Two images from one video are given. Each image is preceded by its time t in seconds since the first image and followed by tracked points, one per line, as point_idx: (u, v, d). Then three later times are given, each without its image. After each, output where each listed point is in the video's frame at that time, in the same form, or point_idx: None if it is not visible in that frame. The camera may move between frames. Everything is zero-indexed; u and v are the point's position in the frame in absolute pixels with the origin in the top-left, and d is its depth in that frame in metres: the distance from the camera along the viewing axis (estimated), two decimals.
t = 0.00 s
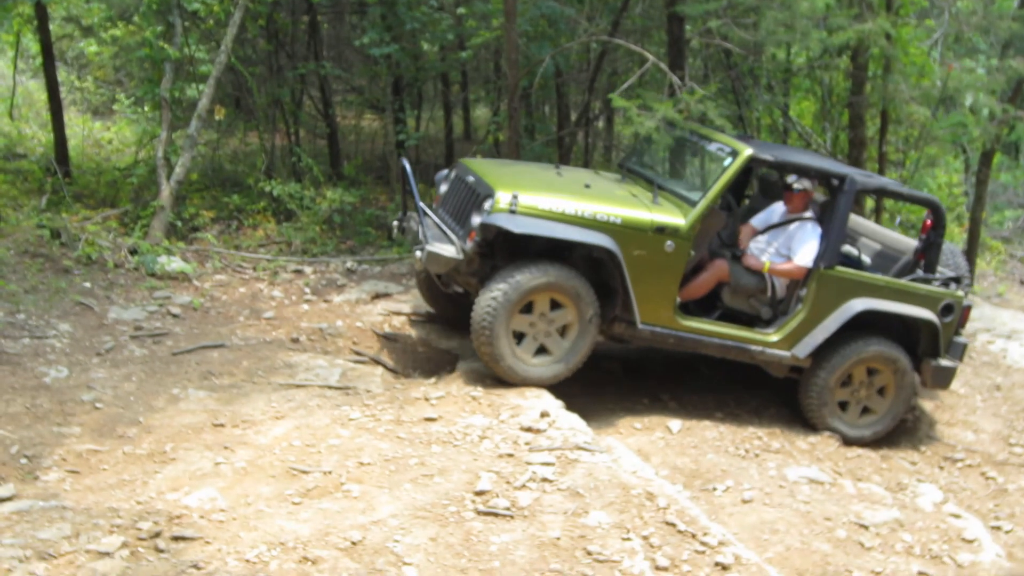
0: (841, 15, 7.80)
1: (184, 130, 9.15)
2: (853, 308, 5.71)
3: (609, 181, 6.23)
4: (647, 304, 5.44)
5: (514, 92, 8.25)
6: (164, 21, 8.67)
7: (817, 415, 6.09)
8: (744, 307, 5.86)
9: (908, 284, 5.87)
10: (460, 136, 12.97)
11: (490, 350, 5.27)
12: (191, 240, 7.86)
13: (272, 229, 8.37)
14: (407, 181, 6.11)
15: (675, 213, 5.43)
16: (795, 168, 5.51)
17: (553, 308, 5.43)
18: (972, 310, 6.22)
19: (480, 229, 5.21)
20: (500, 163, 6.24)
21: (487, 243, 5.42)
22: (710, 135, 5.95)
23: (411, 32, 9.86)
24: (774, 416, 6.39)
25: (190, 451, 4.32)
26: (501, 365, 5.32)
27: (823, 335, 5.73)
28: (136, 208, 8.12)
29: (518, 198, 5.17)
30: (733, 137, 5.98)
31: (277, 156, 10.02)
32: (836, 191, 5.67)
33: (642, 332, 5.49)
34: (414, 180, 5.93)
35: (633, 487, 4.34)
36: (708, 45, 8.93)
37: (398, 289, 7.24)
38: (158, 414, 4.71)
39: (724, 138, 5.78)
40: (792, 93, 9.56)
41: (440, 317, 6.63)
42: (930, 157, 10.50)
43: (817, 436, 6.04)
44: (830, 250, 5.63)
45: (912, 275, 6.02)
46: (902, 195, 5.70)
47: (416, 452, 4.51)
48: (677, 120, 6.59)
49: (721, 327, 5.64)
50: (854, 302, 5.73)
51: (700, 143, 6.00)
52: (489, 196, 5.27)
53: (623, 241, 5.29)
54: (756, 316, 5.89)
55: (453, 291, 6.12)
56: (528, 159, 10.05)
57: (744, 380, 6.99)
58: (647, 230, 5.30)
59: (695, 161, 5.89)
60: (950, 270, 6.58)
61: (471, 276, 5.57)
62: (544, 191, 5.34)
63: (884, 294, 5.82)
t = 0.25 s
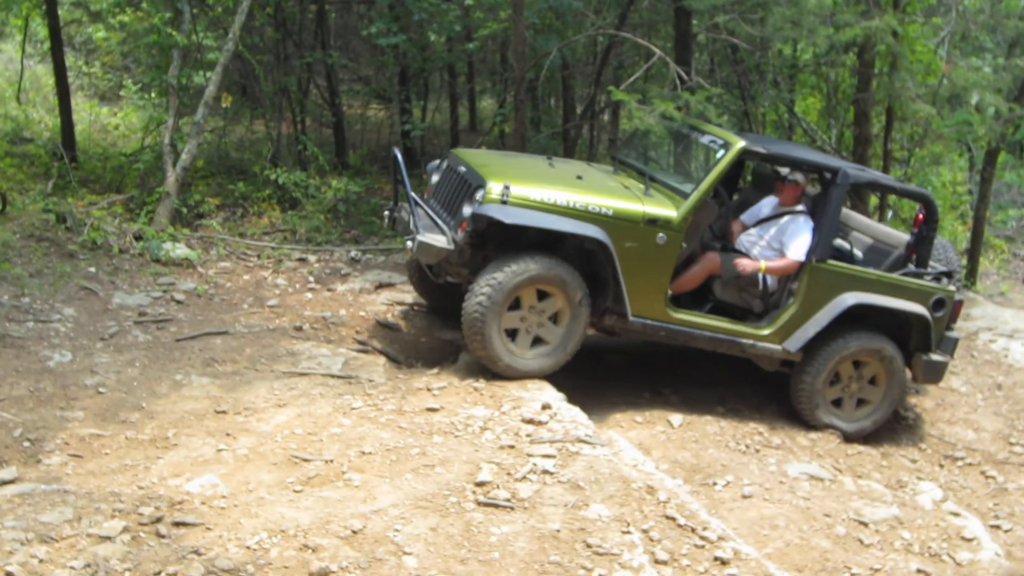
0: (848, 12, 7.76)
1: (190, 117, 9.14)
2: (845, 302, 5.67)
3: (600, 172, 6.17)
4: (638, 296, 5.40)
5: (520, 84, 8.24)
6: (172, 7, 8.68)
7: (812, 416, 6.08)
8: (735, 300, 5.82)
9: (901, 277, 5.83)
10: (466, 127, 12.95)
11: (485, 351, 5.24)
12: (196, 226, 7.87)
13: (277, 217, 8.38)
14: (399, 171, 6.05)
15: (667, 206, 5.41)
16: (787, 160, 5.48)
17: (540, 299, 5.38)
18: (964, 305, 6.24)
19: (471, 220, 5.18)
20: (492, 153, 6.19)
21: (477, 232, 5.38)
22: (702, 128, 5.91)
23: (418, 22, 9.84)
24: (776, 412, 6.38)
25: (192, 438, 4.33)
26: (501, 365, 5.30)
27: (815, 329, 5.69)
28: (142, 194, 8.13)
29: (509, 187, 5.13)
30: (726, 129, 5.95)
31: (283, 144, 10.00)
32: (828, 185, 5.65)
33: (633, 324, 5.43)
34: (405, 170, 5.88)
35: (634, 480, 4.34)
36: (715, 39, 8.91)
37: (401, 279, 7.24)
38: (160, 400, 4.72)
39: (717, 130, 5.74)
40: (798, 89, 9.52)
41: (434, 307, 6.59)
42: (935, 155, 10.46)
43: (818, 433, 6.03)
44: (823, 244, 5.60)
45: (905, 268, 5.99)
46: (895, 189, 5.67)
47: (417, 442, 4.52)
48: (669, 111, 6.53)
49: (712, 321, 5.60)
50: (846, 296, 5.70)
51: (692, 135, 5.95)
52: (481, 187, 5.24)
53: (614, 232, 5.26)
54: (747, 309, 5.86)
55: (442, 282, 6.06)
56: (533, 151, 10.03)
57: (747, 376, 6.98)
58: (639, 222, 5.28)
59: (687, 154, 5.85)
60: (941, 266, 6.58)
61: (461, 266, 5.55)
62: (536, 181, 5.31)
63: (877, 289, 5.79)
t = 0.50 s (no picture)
0: (854, 7, 7.67)
1: (196, 111, 9.15)
2: (841, 298, 5.65)
3: (595, 167, 6.13)
4: (633, 292, 5.38)
5: (526, 79, 8.22)
6: (179, 2, 8.68)
7: (813, 419, 6.06)
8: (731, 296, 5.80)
9: (896, 274, 5.81)
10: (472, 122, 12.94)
11: (484, 355, 5.23)
12: (202, 221, 7.88)
13: (283, 212, 8.38)
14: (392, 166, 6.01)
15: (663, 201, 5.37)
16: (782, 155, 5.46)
17: (531, 296, 5.34)
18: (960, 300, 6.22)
19: (466, 216, 5.16)
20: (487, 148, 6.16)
21: (472, 228, 5.37)
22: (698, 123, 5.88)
23: (424, 17, 9.82)
24: (781, 409, 6.36)
25: (197, 432, 4.34)
26: (504, 368, 5.30)
27: (811, 324, 5.67)
28: (148, 188, 8.13)
29: (504, 182, 5.11)
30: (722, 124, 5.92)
31: (289, 139, 9.98)
32: (824, 180, 5.62)
33: (628, 320, 5.42)
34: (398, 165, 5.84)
35: (639, 477, 4.33)
36: (722, 35, 8.88)
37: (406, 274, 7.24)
38: (166, 394, 4.73)
39: (712, 125, 5.73)
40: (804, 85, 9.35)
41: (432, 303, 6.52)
42: (941, 152, 10.40)
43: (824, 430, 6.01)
44: (819, 239, 5.57)
45: (900, 264, 5.99)
46: (891, 185, 5.64)
47: (422, 437, 4.52)
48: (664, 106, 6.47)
49: (707, 317, 5.58)
50: (841, 292, 5.67)
51: (688, 130, 5.91)
52: (475, 181, 5.21)
53: (609, 228, 5.24)
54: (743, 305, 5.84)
55: (437, 278, 6.02)
56: (538, 147, 10.00)
57: (752, 372, 6.96)
58: (634, 217, 5.25)
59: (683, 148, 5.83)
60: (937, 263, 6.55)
61: (456, 263, 5.54)
62: (531, 176, 5.29)
63: (872, 285, 5.76)
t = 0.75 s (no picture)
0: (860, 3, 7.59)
1: (202, 109, 9.15)
2: (838, 292, 5.62)
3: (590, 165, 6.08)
4: (629, 287, 5.34)
5: (531, 76, 8.20)
6: None
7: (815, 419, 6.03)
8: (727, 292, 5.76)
9: (891, 267, 5.77)
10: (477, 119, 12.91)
11: (489, 361, 5.23)
12: (207, 219, 7.88)
13: (288, 210, 8.39)
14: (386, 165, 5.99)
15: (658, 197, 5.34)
16: (777, 149, 5.44)
17: (523, 294, 5.32)
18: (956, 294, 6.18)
19: (461, 213, 5.14)
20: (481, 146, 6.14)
21: (467, 226, 5.36)
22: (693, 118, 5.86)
23: (429, 14, 9.79)
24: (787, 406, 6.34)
25: (204, 430, 4.34)
26: (508, 369, 5.30)
27: (808, 319, 5.62)
28: (154, 185, 8.14)
29: (499, 179, 5.09)
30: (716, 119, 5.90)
31: (294, 137, 9.97)
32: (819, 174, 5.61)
33: (625, 317, 5.38)
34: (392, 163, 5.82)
35: (645, 474, 4.32)
36: (727, 31, 8.86)
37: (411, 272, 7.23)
38: (172, 392, 4.73)
39: (707, 120, 5.71)
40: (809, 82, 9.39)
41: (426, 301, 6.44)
42: (947, 148, 10.34)
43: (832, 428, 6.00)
44: (815, 233, 5.54)
45: (895, 259, 5.97)
46: (885, 178, 5.64)
47: (428, 435, 4.51)
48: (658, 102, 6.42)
49: (704, 313, 5.53)
50: (838, 286, 5.64)
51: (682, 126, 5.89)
52: (469, 179, 5.20)
53: (604, 224, 5.20)
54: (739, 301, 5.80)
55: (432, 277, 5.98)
56: (542, 145, 9.96)
57: (758, 369, 6.93)
58: (629, 213, 5.21)
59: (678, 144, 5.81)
60: (932, 255, 6.53)
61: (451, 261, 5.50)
62: (526, 173, 5.26)
63: (869, 279, 5.74)
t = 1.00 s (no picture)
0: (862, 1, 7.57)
1: (205, 110, 9.16)
2: (828, 287, 5.61)
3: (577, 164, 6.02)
4: (618, 286, 5.31)
5: (534, 76, 8.20)
6: None
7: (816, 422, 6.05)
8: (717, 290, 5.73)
9: (882, 261, 5.78)
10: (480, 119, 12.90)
11: (494, 368, 5.25)
12: (211, 220, 7.89)
13: (291, 210, 8.39)
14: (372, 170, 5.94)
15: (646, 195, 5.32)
16: (764, 145, 5.42)
17: (508, 295, 5.28)
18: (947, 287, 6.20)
19: (447, 215, 5.08)
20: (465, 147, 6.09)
21: (453, 228, 5.29)
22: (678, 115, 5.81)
23: (432, 14, 9.79)
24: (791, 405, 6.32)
25: (207, 430, 4.34)
26: (508, 371, 5.30)
27: (799, 315, 5.61)
28: (157, 186, 8.15)
29: (485, 180, 5.04)
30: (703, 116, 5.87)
31: (297, 137, 9.98)
32: (807, 169, 5.58)
33: (615, 316, 5.35)
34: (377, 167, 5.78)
35: (648, 473, 4.32)
36: (730, 30, 8.84)
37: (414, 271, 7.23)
38: (175, 393, 4.73)
39: (693, 118, 5.67)
40: (813, 80, 9.38)
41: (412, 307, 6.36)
42: (951, 146, 10.31)
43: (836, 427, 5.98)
44: (804, 228, 5.52)
45: (887, 252, 5.98)
46: (874, 172, 5.62)
47: (431, 435, 4.51)
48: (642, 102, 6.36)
49: (695, 310, 5.50)
50: (830, 281, 5.63)
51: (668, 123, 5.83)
52: (455, 180, 5.15)
53: (592, 222, 5.17)
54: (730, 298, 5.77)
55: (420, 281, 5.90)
56: (546, 145, 9.95)
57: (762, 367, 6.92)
58: (617, 211, 5.19)
59: (664, 142, 5.76)
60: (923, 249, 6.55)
61: (438, 264, 5.44)
62: (512, 174, 5.22)
63: (860, 273, 5.73)
